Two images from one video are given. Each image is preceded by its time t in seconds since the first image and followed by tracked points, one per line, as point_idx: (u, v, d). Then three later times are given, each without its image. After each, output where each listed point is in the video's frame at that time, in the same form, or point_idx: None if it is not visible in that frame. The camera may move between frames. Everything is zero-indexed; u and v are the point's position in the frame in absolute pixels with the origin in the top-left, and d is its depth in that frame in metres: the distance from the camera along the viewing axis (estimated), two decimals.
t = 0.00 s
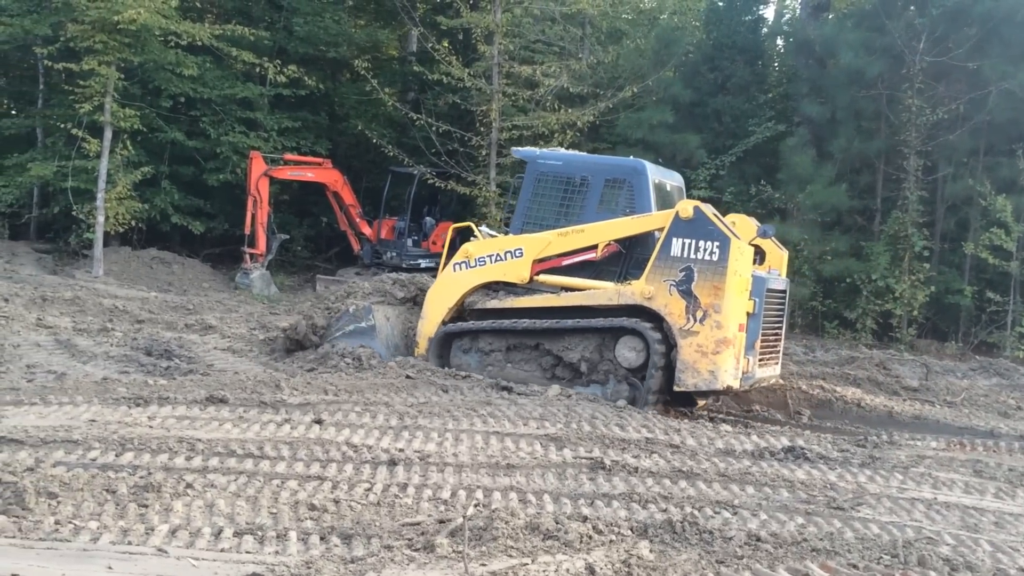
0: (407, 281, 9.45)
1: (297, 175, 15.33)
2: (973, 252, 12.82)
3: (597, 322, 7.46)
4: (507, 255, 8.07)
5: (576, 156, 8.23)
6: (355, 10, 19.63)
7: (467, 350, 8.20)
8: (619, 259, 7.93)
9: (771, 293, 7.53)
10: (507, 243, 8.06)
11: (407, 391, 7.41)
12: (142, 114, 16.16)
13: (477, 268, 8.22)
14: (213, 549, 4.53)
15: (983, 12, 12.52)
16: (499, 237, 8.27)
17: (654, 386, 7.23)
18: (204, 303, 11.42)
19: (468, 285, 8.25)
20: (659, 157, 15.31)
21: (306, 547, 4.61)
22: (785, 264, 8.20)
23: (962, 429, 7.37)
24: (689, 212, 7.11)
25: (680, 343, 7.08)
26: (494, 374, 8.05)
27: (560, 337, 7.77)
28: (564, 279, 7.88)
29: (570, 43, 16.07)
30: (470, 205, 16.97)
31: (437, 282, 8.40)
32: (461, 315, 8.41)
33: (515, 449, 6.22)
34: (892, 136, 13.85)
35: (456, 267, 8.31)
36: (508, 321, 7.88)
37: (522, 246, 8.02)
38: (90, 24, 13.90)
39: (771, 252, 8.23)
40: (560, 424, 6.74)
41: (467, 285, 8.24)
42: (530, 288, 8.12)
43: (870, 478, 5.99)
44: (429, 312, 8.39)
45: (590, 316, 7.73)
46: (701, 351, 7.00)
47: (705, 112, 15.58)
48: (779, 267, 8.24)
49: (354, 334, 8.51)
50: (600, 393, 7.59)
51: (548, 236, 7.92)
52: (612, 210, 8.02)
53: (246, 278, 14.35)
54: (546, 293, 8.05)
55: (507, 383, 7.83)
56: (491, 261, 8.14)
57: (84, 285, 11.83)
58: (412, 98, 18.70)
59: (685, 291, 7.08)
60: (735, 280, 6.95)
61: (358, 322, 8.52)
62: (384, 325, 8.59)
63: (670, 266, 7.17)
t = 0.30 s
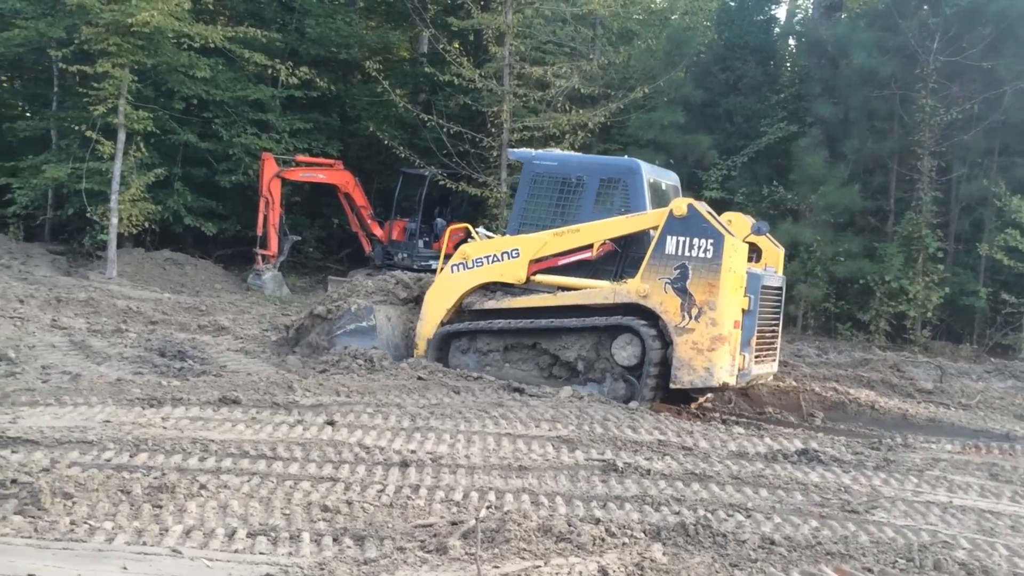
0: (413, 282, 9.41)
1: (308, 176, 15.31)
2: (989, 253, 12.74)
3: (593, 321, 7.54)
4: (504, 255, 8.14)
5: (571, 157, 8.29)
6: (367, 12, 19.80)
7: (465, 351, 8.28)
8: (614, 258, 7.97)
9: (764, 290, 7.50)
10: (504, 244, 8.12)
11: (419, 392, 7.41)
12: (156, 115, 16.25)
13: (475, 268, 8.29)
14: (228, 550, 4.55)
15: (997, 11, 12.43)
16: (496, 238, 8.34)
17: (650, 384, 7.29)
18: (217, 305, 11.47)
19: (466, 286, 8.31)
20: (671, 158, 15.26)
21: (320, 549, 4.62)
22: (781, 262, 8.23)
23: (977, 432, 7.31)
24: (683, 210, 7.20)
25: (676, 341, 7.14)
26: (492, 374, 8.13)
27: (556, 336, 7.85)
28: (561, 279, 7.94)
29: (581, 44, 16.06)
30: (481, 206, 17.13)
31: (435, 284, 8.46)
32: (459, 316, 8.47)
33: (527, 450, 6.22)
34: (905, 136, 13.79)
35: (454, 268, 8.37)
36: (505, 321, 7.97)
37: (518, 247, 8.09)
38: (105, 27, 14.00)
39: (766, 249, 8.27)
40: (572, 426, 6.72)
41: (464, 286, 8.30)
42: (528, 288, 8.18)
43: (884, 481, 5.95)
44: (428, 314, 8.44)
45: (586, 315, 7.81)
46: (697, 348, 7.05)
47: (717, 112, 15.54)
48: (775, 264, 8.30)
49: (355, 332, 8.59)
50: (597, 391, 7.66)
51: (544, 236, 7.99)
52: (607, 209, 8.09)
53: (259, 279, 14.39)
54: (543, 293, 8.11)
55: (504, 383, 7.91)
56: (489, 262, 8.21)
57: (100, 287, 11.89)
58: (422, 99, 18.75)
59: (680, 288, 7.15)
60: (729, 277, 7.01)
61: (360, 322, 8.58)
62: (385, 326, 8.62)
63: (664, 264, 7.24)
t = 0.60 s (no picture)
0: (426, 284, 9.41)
1: (322, 178, 15.37)
2: (1005, 254, 12.68)
3: (584, 319, 7.67)
4: (497, 254, 8.23)
5: (563, 157, 8.44)
6: (382, 14, 19.76)
7: (459, 348, 8.43)
8: (606, 257, 8.18)
9: (755, 288, 7.54)
10: (496, 243, 8.22)
11: (433, 393, 7.42)
12: (172, 118, 16.34)
13: (468, 267, 8.39)
14: (243, 550, 4.56)
15: (1015, 11, 12.35)
16: (489, 237, 8.44)
17: (640, 381, 7.39)
18: (231, 306, 11.52)
19: (459, 285, 8.42)
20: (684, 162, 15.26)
21: (335, 550, 4.62)
22: (772, 261, 8.23)
23: (995, 435, 7.25)
24: (672, 209, 7.27)
25: (666, 339, 7.21)
26: (485, 371, 8.27)
27: (548, 334, 7.99)
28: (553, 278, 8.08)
29: (595, 45, 16.04)
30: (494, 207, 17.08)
31: (429, 282, 8.56)
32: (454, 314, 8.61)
33: (542, 452, 6.21)
34: (921, 137, 13.73)
35: (448, 267, 8.48)
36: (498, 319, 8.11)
37: (511, 246, 8.19)
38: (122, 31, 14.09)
39: (757, 249, 8.29)
40: (586, 428, 6.71)
41: (458, 285, 8.41)
42: (521, 286, 8.33)
43: (901, 484, 5.90)
44: (422, 312, 8.56)
45: (577, 314, 7.93)
46: (686, 346, 7.11)
47: (731, 113, 15.50)
48: (767, 263, 8.30)
49: (352, 330, 8.82)
50: (588, 388, 7.80)
51: (537, 235, 8.08)
52: (599, 209, 8.24)
53: (273, 280, 14.43)
54: (535, 291, 8.26)
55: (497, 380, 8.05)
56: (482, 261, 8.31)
57: (116, 288, 11.95)
58: (436, 101, 18.88)
59: (670, 287, 7.21)
60: (718, 275, 7.06)
61: (356, 320, 8.81)
62: (381, 323, 8.83)
63: (654, 263, 7.31)
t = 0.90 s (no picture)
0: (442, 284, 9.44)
1: (339, 180, 15.33)
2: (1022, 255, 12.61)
3: (572, 317, 7.81)
4: (488, 253, 8.37)
5: (553, 157, 8.52)
6: (398, 16, 19.77)
7: (450, 346, 8.57)
8: (594, 256, 8.21)
9: (740, 287, 7.71)
10: (487, 242, 8.35)
11: (450, 395, 7.42)
12: (189, 120, 16.42)
13: (460, 266, 8.51)
14: (261, 552, 4.57)
15: None
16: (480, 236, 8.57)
17: (626, 378, 7.55)
18: (248, 307, 11.55)
19: (451, 283, 8.54)
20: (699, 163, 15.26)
21: (352, 552, 4.62)
22: (760, 259, 8.36)
23: (1015, 438, 7.22)
24: (658, 208, 7.42)
25: (651, 337, 7.37)
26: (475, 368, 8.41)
27: (536, 332, 8.12)
28: (542, 276, 8.17)
29: (612, 46, 16.03)
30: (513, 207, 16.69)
31: (422, 280, 8.69)
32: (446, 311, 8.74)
33: (558, 454, 6.20)
34: (939, 138, 13.70)
35: (440, 266, 8.62)
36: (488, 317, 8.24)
37: (501, 245, 8.32)
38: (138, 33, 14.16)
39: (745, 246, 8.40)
40: (603, 430, 6.70)
41: (450, 283, 8.53)
42: (511, 284, 8.40)
43: (920, 487, 5.88)
44: (415, 309, 8.70)
45: (565, 312, 8.07)
46: (671, 344, 7.28)
47: (748, 114, 15.46)
48: (755, 261, 8.39)
49: (345, 327, 8.89)
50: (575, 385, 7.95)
51: (526, 234, 8.21)
52: (588, 208, 8.31)
53: (289, 281, 14.41)
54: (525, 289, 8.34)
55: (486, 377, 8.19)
56: (473, 259, 8.44)
57: (132, 289, 12.01)
58: (452, 102, 18.93)
59: (655, 285, 7.37)
60: (702, 274, 7.22)
61: (349, 317, 8.87)
62: (374, 320, 8.90)
63: (640, 262, 7.46)
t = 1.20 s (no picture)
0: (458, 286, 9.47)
1: (358, 181, 14.64)
2: None
3: (558, 313, 7.92)
4: (478, 250, 8.48)
5: (542, 156, 8.57)
6: (416, 18, 19.80)
7: (440, 341, 8.68)
8: (580, 254, 8.25)
9: (724, 284, 7.86)
10: (476, 239, 8.46)
11: (469, 396, 7.42)
12: (209, 122, 16.54)
13: (451, 263, 8.63)
14: (281, 552, 4.58)
15: None
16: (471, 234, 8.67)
17: (610, 373, 7.68)
18: (267, 308, 11.58)
19: (443, 280, 8.66)
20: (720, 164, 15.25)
21: (371, 552, 4.63)
22: (746, 258, 8.22)
23: None
24: (641, 207, 7.53)
25: (635, 333, 7.51)
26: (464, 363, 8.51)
27: (523, 328, 8.23)
28: (529, 273, 8.27)
29: (631, 48, 16.01)
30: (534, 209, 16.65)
31: (414, 277, 8.81)
32: (437, 307, 8.85)
33: (578, 455, 6.20)
34: (960, 139, 13.63)
35: (432, 262, 8.73)
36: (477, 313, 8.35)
37: (490, 242, 8.42)
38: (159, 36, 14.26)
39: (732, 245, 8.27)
40: (623, 431, 6.68)
41: (442, 280, 8.65)
42: (500, 281, 8.50)
43: (943, 489, 5.84)
44: (407, 305, 8.82)
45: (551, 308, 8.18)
46: (653, 341, 7.43)
47: (768, 115, 15.37)
48: (741, 260, 8.26)
49: (338, 322, 9.01)
50: (560, 381, 8.07)
51: (514, 231, 8.31)
52: (576, 207, 8.35)
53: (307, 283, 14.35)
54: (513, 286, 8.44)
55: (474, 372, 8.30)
56: (463, 256, 8.55)
57: (153, 291, 12.07)
58: (470, 104, 18.93)
59: (638, 282, 7.51)
60: (684, 272, 7.35)
61: (342, 312, 8.99)
62: (367, 316, 9.01)
63: (624, 260, 7.60)
